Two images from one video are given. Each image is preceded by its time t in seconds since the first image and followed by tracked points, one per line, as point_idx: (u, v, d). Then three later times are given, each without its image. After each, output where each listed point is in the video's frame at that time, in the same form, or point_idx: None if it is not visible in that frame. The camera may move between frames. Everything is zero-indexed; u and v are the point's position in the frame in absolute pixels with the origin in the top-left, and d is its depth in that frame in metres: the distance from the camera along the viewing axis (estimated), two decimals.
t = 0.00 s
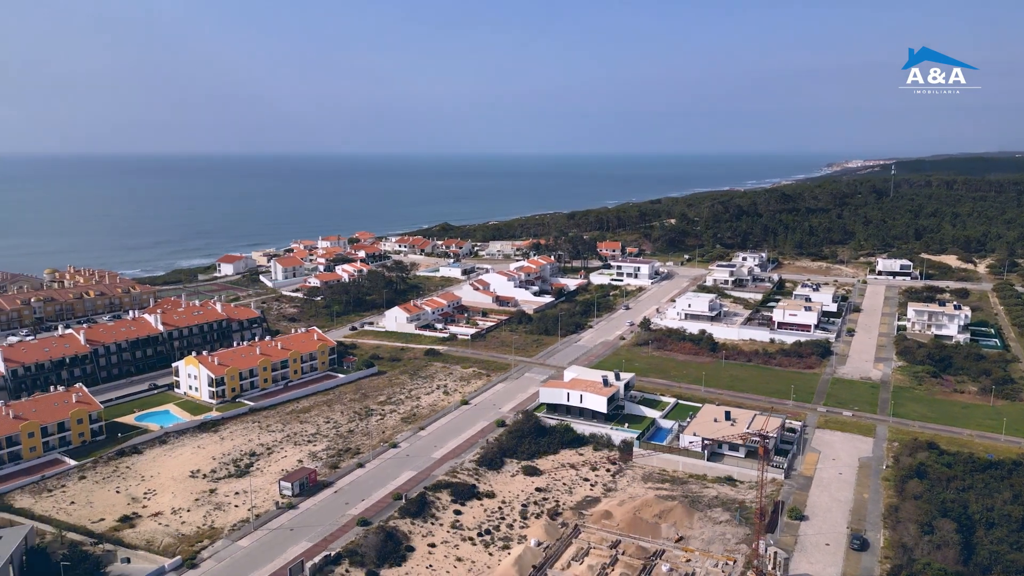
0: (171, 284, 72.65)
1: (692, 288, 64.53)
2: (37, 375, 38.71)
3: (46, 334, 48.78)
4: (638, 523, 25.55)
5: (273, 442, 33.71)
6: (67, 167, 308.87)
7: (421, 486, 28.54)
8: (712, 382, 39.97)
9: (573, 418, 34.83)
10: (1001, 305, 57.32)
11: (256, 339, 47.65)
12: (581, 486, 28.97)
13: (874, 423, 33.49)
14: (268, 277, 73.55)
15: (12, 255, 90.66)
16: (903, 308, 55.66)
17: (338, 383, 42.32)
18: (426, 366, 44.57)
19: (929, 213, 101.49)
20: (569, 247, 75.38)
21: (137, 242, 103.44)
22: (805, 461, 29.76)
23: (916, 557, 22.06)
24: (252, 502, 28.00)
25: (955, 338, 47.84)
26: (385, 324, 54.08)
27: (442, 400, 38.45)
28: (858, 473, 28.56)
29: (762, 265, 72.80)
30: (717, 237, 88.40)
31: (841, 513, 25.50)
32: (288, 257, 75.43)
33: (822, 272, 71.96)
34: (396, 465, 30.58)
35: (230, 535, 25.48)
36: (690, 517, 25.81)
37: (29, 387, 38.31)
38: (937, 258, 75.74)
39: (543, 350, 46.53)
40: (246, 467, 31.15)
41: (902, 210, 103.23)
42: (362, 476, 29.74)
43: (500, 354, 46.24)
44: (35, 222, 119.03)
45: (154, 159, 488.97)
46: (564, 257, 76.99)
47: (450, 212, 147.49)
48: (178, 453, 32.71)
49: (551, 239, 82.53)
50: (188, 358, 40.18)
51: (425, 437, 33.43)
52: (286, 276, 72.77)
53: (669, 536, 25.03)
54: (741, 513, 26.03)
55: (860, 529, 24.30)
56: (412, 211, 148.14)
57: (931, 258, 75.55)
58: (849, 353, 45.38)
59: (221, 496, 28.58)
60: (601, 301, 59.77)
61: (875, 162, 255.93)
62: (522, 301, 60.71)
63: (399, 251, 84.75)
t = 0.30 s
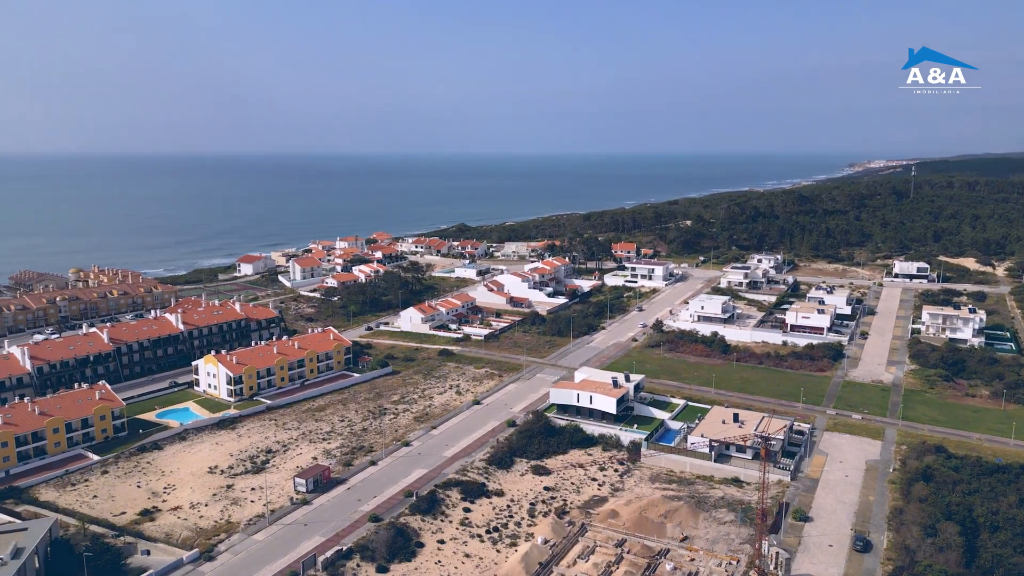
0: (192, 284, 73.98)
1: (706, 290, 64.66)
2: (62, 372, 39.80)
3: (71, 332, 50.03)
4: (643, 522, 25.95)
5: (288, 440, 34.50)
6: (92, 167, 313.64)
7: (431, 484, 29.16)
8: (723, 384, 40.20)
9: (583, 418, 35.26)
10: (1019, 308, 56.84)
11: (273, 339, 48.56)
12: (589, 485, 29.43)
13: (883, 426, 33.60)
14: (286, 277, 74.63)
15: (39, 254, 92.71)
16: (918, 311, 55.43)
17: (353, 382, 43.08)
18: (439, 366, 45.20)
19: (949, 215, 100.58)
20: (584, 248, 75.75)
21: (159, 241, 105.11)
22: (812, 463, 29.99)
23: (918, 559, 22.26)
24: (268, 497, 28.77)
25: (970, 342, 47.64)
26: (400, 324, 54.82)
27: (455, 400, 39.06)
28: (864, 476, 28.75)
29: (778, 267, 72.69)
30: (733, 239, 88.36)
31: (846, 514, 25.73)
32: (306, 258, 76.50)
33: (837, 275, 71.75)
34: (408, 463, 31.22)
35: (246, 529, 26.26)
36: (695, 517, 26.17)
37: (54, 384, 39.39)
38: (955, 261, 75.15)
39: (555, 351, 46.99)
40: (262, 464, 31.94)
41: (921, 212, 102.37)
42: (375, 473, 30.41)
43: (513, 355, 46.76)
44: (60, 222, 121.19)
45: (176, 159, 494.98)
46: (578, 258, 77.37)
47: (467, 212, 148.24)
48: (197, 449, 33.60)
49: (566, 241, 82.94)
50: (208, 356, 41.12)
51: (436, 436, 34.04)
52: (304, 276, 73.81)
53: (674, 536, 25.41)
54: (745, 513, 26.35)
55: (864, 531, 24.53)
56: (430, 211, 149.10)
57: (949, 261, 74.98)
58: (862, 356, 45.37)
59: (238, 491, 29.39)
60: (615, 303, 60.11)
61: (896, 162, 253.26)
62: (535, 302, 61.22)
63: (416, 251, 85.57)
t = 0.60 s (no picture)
0: (213, 284, 75.38)
1: (720, 292, 64.74)
2: (87, 370, 40.93)
3: (95, 331, 51.30)
4: (649, 522, 26.35)
5: (304, 437, 35.28)
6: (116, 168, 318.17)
7: (442, 482, 29.75)
8: (734, 386, 40.44)
9: (593, 419, 35.71)
10: None
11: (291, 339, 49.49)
12: (597, 485, 29.89)
13: (893, 429, 33.70)
14: (305, 278, 75.75)
15: (65, 253, 94.80)
16: (933, 315, 55.16)
17: (368, 381, 43.84)
18: (453, 366, 45.84)
19: (971, 217, 99.50)
20: (599, 250, 76.08)
21: (180, 241, 106.78)
22: (819, 465, 30.22)
23: (920, 561, 22.49)
24: (284, 493, 29.55)
25: (985, 346, 47.39)
26: (415, 324, 55.56)
27: (467, 399, 39.65)
28: (871, 479, 28.93)
29: (793, 269, 72.54)
30: (749, 240, 88.17)
31: (851, 516, 25.96)
32: (324, 258, 77.56)
33: (853, 277, 71.46)
34: (419, 461, 31.86)
35: (262, 524, 27.03)
36: (701, 517, 26.56)
37: (79, 381, 40.52)
38: (974, 264, 74.46)
39: (567, 352, 47.44)
40: (278, 461, 32.73)
41: (942, 213, 101.36)
42: (387, 471, 31.07)
43: (526, 356, 47.30)
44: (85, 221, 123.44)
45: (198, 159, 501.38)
46: (593, 260, 77.72)
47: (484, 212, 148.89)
48: (216, 446, 34.48)
49: (581, 242, 83.26)
50: (227, 355, 42.06)
51: (448, 435, 34.63)
52: (322, 276, 74.85)
53: (680, 535, 25.81)
54: (750, 514, 26.68)
55: (868, 532, 24.77)
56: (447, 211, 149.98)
57: (968, 264, 74.30)
58: (874, 360, 45.35)
59: (255, 487, 30.20)
60: (629, 305, 60.43)
61: (919, 163, 250.29)
62: (550, 304, 61.70)
63: (432, 252, 86.39)
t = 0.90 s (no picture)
0: (233, 283, 76.73)
1: (735, 294, 64.78)
2: (111, 367, 42.02)
3: (119, 329, 52.59)
4: (656, 522, 26.73)
5: (319, 435, 36.04)
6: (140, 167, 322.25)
7: (453, 480, 30.34)
8: (745, 388, 40.65)
9: (603, 420, 36.13)
10: None
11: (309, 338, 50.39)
12: (605, 484, 30.33)
13: (903, 433, 33.77)
14: (323, 278, 76.80)
15: (90, 252, 96.85)
16: (950, 318, 54.84)
17: (383, 380, 44.58)
18: (466, 367, 46.45)
19: (993, 219, 98.35)
20: (614, 251, 76.39)
21: (202, 241, 108.32)
22: (827, 468, 30.41)
23: (922, 564, 22.68)
24: (299, 489, 30.32)
25: (1001, 350, 47.13)
26: (430, 324, 56.26)
27: (480, 399, 40.23)
28: (878, 481, 29.08)
29: (809, 272, 72.34)
30: (766, 242, 87.96)
31: (856, 518, 26.18)
32: (343, 259, 78.60)
33: (870, 280, 71.11)
34: (431, 460, 32.47)
35: (277, 519, 27.80)
36: (706, 517, 26.89)
37: (103, 378, 41.65)
38: (994, 267, 73.75)
39: (580, 353, 47.87)
40: (294, 458, 33.51)
41: (963, 215, 100.29)
42: (400, 469, 31.71)
43: (539, 356, 47.78)
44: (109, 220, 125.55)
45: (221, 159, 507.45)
46: (608, 261, 78.02)
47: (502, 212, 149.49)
48: (234, 442, 35.36)
49: (597, 243, 83.52)
50: (246, 354, 42.98)
51: (460, 434, 35.23)
52: (340, 277, 75.85)
53: (685, 535, 26.16)
54: (756, 515, 26.99)
55: (873, 534, 24.99)
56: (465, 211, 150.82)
57: (988, 267, 73.62)
58: (888, 363, 45.31)
59: (271, 483, 30.99)
60: (643, 307, 60.71)
61: (943, 163, 247.16)
62: (564, 305, 62.15)
63: (449, 252, 87.17)
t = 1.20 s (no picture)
0: (254, 283, 78.07)
1: (750, 297, 64.78)
2: (134, 365, 43.13)
3: (143, 328, 53.82)
4: (663, 521, 27.08)
5: (334, 433, 36.83)
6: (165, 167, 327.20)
7: (464, 479, 30.90)
8: (756, 391, 40.84)
9: (614, 421, 36.54)
10: None
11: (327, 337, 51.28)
12: (614, 484, 30.75)
13: (913, 436, 33.83)
14: (342, 278, 77.82)
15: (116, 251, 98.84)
16: (967, 322, 54.44)
17: (398, 379, 45.29)
18: (480, 367, 47.06)
19: (1016, 222, 97.14)
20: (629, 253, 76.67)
21: (224, 241, 109.83)
22: (835, 470, 30.60)
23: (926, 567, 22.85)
24: (314, 485, 31.08)
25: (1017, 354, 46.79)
26: (446, 325, 56.93)
27: (492, 399, 40.81)
28: (886, 484, 29.23)
29: (826, 274, 72.06)
30: (783, 244, 87.69)
31: (863, 521, 26.37)
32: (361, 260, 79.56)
33: (888, 283, 70.72)
34: (443, 458, 33.08)
35: (292, 514, 28.56)
36: (713, 518, 27.24)
37: (127, 375, 42.72)
38: (1015, 270, 72.98)
39: (593, 355, 48.28)
40: (309, 455, 34.28)
41: (986, 216, 99.12)
42: (413, 467, 32.38)
43: (552, 357, 48.26)
44: (134, 220, 127.66)
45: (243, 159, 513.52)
46: (624, 263, 78.25)
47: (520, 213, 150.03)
48: (252, 439, 36.22)
49: (613, 245, 83.77)
50: (265, 353, 43.91)
51: (472, 433, 35.81)
52: (359, 278, 76.81)
53: (692, 535, 26.49)
54: (763, 516, 27.28)
55: (878, 537, 25.16)
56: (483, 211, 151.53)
57: (1008, 270, 72.85)
58: (901, 366, 45.22)
59: (288, 479, 31.79)
60: (657, 308, 60.95)
61: (967, 164, 243.85)
62: (579, 306, 62.58)
63: (466, 253, 87.89)
